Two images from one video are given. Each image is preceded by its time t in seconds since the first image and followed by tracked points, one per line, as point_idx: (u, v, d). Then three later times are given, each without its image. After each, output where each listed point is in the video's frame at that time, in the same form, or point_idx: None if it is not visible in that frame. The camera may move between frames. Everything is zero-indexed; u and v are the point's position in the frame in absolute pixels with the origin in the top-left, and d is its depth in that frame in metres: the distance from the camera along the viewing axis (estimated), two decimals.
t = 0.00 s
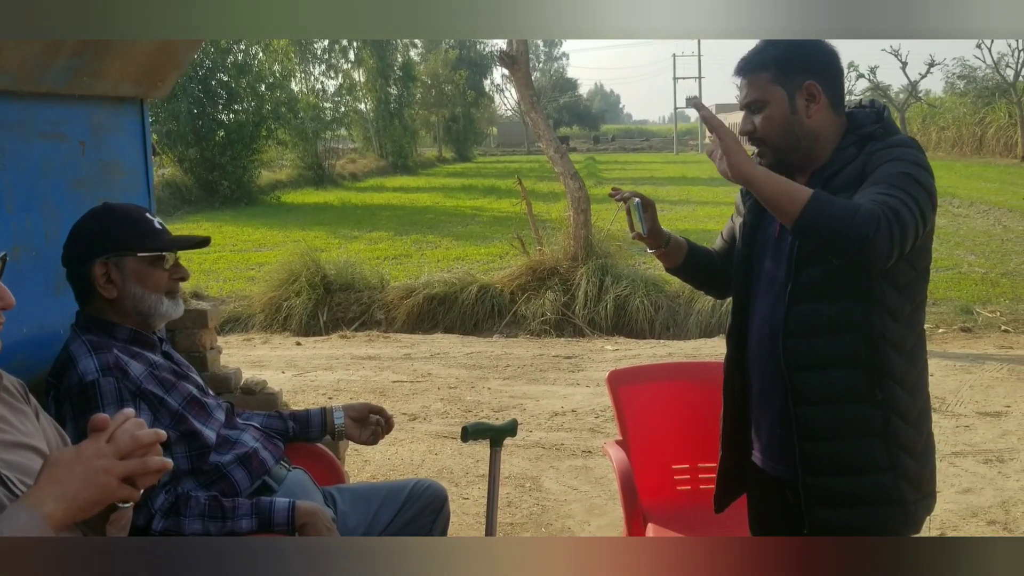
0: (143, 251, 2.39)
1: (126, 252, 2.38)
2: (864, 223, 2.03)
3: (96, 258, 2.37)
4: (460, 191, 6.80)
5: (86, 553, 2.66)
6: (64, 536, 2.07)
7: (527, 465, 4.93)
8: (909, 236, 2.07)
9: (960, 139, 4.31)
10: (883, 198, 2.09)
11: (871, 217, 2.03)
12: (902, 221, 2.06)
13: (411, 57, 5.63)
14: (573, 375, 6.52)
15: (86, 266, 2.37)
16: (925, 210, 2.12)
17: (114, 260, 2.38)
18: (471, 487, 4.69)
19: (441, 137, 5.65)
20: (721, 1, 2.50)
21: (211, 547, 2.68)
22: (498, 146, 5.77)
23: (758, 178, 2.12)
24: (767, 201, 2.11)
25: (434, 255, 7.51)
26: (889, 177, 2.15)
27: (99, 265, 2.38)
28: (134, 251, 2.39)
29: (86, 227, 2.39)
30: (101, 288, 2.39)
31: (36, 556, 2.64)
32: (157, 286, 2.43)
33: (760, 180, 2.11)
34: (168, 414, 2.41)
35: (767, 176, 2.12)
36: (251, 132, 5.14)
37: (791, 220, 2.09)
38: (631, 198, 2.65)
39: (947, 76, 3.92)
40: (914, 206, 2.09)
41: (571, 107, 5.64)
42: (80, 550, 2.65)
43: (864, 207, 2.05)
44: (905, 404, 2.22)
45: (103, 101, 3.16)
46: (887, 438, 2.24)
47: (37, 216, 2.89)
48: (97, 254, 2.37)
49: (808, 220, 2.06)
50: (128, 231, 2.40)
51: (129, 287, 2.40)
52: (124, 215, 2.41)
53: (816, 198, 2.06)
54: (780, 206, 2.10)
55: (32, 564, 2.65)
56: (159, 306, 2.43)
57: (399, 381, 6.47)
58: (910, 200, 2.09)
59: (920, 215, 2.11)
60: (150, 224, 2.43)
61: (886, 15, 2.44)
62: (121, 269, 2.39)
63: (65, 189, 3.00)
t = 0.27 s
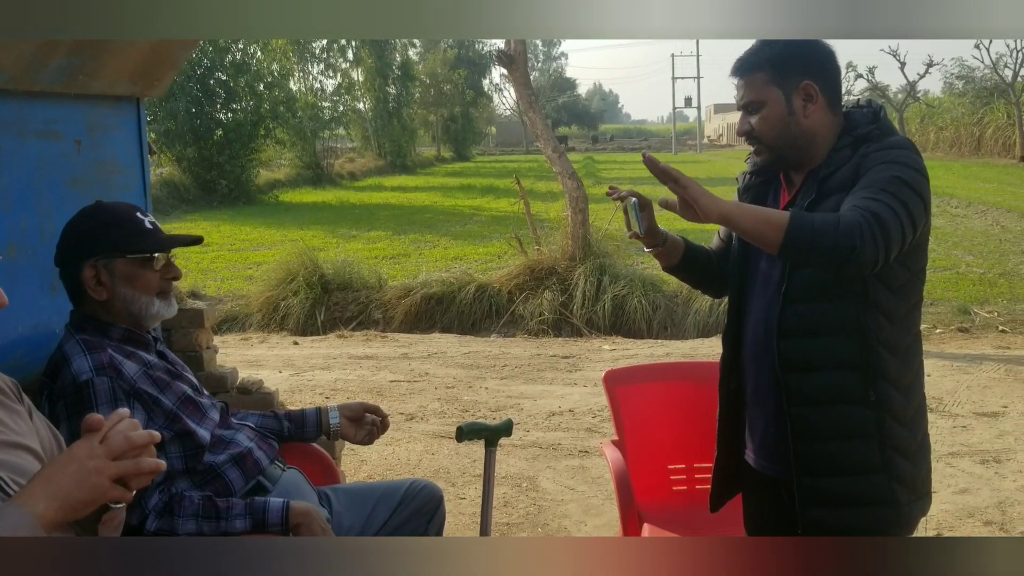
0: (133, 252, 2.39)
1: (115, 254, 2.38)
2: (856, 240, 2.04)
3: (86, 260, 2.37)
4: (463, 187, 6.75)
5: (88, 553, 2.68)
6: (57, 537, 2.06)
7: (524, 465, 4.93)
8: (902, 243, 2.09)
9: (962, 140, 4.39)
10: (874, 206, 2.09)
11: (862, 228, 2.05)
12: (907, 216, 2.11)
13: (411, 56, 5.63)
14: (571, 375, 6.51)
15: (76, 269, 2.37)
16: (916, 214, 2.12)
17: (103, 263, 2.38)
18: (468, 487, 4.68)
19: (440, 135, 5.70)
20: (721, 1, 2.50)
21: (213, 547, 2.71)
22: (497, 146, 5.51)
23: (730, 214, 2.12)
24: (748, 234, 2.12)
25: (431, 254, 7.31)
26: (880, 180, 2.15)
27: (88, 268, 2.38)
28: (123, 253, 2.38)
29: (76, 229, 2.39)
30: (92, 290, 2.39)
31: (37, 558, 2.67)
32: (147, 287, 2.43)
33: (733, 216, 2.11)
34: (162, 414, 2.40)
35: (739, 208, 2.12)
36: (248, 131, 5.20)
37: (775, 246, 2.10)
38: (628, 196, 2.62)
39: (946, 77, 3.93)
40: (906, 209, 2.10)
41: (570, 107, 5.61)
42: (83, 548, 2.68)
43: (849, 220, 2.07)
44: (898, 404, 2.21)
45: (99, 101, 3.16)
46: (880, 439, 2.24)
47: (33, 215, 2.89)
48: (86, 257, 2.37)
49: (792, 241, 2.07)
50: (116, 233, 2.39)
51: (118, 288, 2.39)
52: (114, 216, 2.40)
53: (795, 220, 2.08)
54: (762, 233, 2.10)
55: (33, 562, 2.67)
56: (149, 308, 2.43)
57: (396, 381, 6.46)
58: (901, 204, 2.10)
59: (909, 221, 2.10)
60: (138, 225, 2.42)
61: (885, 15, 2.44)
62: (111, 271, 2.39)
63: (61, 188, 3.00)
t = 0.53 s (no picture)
0: (121, 258, 2.36)
1: (104, 260, 2.36)
2: (849, 232, 2.02)
3: (75, 266, 2.36)
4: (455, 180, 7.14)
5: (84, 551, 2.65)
6: (52, 537, 2.05)
7: (521, 464, 4.93)
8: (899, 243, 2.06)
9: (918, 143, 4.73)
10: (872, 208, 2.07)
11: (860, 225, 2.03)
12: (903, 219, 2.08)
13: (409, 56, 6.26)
14: (569, 375, 6.52)
15: (65, 275, 2.37)
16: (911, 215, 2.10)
17: (92, 268, 2.37)
18: (465, 487, 4.68)
19: (438, 134, 6.49)
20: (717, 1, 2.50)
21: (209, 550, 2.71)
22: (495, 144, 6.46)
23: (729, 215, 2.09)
24: (747, 235, 2.09)
25: (429, 254, 8.22)
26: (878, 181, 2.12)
27: (78, 273, 2.37)
28: (112, 258, 2.37)
29: (66, 235, 2.38)
30: (83, 297, 2.38)
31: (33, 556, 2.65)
32: (138, 291, 2.41)
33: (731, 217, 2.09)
34: (158, 414, 2.39)
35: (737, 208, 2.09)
36: (246, 130, 5.28)
37: (774, 247, 2.08)
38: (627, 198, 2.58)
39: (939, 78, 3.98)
40: (899, 209, 2.08)
41: (570, 107, 5.74)
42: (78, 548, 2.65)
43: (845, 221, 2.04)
44: (896, 406, 2.19)
45: (96, 100, 3.15)
46: (878, 442, 2.22)
47: (30, 213, 2.88)
48: (75, 263, 2.36)
49: (791, 243, 2.06)
50: (105, 237, 2.37)
51: (109, 293, 2.38)
52: (102, 221, 2.38)
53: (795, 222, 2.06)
54: (761, 235, 2.07)
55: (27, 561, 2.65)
56: (142, 311, 2.42)
57: (394, 381, 6.45)
58: (894, 202, 2.08)
59: (907, 224, 2.09)
60: (127, 229, 2.40)
61: (882, 16, 2.44)
62: (100, 276, 2.38)
63: (57, 188, 2.99)
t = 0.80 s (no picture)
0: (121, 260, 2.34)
1: (104, 261, 2.35)
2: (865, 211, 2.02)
3: (75, 267, 2.34)
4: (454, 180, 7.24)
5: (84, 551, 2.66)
6: (53, 535, 2.04)
7: (522, 462, 4.93)
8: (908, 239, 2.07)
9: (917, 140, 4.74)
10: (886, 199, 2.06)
11: (873, 216, 2.02)
12: (908, 217, 2.06)
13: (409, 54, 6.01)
14: (568, 373, 6.52)
15: (64, 275, 2.35)
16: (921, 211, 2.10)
17: (91, 269, 2.35)
18: (465, 485, 4.68)
19: (438, 134, 6.18)
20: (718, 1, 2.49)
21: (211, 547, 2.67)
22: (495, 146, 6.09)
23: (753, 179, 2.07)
24: (766, 202, 2.07)
25: (428, 253, 8.18)
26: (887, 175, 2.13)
27: (77, 273, 2.36)
28: (112, 260, 2.35)
29: (65, 235, 2.36)
30: (83, 297, 2.36)
31: (34, 556, 2.65)
32: (138, 292, 2.40)
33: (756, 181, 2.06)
34: (159, 411, 2.40)
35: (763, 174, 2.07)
36: (246, 128, 5.66)
37: (791, 219, 2.06)
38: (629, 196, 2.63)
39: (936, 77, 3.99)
40: (910, 204, 2.08)
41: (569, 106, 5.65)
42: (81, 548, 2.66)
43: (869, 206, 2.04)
44: (901, 403, 2.20)
45: (96, 97, 3.15)
46: (883, 437, 2.23)
47: (29, 210, 2.88)
48: (75, 263, 2.34)
49: (807, 220, 2.04)
50: (105, 239, 2.35)
51: (108, 294, 2.37)
52: (101, 222, 2.36)
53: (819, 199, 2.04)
54: (783, 206, 2.06)
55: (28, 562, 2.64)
56: (141, 312, 2.40)
57: (394, 379, 6.46)
58: (903, 196, 2.07)
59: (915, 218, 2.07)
60: (127, 230, 2.37)
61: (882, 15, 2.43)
62: (100, 277, 2.36)
63: (57, 185, 2.98)
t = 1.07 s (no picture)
0: (120, 260, 2.33)
1: (104, 262, 2.33)
2: (881, 205, 1.98)
3: (76, 266, 2.34)
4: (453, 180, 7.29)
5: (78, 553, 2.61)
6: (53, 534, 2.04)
7: (522, 462, 4.92)
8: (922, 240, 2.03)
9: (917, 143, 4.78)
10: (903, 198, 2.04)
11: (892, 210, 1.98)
12: (923, 226, 2.04)
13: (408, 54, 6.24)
14: (569, 372, 6.52)
15: (65, 274, 2.34)
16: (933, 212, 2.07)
17: (92, 269, 2.34)
18: (466, 484, 4.68)
19: (438, 133, 6.33)
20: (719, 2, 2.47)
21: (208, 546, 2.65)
22: (495, 145, 6.18)
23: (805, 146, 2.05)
24: (807, 171, 2.04)
25: (429, 252, 8.16)
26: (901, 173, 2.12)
27: (77, 272, 2.35)
28: (113, 261, 2.34)
29: (66, 234, 2.35)
30: (83, 296, 2.35)
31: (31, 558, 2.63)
32: (139, 292, 2.38)
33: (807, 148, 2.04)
34: (161, 409, 2.39)
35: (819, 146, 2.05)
36: (245, 127, 5.49)
37: (825, 192, 2.02)
38: (633, 195, 2.63)
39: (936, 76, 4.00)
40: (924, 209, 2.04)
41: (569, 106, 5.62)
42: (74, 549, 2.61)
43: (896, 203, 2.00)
44: (909, 403, 2.19)
45: (97, 95, 3.15)
46: (891, 437, 2.22)
47: (29, 209, 2.88)
48: (75, 262, 2.34)
49: (839, 200, 2.00)
50: (106, 239, 2.34)
51: (109, 294, 2.36)
52: (102, 223, 2.35)
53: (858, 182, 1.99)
54: (820, 178, 2.02)
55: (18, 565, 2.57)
56: (142, 312, 2.39)
57: (394, 379, 6.45)
58: (917, 200, 2.04)
59: (928, 229, 2.05)
60: (129, 231, 2.36)
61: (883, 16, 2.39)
62: (100, 278, 2.35)
63: (58, 183, 2.98)
